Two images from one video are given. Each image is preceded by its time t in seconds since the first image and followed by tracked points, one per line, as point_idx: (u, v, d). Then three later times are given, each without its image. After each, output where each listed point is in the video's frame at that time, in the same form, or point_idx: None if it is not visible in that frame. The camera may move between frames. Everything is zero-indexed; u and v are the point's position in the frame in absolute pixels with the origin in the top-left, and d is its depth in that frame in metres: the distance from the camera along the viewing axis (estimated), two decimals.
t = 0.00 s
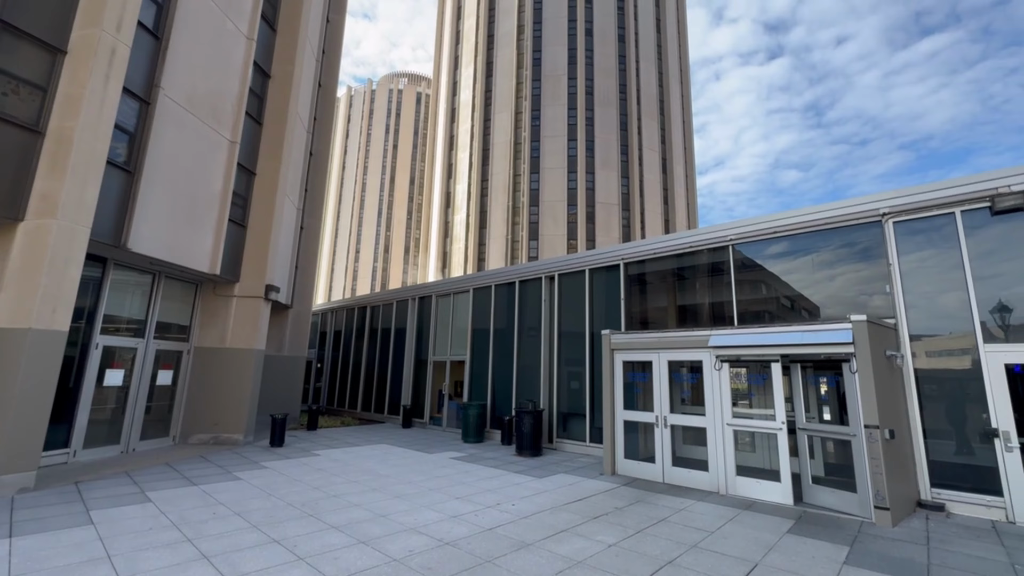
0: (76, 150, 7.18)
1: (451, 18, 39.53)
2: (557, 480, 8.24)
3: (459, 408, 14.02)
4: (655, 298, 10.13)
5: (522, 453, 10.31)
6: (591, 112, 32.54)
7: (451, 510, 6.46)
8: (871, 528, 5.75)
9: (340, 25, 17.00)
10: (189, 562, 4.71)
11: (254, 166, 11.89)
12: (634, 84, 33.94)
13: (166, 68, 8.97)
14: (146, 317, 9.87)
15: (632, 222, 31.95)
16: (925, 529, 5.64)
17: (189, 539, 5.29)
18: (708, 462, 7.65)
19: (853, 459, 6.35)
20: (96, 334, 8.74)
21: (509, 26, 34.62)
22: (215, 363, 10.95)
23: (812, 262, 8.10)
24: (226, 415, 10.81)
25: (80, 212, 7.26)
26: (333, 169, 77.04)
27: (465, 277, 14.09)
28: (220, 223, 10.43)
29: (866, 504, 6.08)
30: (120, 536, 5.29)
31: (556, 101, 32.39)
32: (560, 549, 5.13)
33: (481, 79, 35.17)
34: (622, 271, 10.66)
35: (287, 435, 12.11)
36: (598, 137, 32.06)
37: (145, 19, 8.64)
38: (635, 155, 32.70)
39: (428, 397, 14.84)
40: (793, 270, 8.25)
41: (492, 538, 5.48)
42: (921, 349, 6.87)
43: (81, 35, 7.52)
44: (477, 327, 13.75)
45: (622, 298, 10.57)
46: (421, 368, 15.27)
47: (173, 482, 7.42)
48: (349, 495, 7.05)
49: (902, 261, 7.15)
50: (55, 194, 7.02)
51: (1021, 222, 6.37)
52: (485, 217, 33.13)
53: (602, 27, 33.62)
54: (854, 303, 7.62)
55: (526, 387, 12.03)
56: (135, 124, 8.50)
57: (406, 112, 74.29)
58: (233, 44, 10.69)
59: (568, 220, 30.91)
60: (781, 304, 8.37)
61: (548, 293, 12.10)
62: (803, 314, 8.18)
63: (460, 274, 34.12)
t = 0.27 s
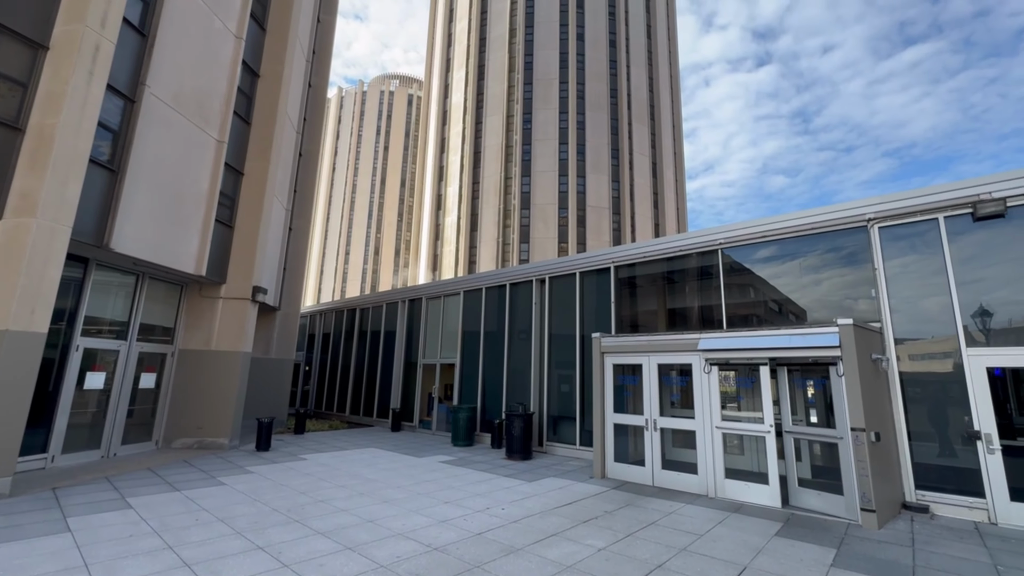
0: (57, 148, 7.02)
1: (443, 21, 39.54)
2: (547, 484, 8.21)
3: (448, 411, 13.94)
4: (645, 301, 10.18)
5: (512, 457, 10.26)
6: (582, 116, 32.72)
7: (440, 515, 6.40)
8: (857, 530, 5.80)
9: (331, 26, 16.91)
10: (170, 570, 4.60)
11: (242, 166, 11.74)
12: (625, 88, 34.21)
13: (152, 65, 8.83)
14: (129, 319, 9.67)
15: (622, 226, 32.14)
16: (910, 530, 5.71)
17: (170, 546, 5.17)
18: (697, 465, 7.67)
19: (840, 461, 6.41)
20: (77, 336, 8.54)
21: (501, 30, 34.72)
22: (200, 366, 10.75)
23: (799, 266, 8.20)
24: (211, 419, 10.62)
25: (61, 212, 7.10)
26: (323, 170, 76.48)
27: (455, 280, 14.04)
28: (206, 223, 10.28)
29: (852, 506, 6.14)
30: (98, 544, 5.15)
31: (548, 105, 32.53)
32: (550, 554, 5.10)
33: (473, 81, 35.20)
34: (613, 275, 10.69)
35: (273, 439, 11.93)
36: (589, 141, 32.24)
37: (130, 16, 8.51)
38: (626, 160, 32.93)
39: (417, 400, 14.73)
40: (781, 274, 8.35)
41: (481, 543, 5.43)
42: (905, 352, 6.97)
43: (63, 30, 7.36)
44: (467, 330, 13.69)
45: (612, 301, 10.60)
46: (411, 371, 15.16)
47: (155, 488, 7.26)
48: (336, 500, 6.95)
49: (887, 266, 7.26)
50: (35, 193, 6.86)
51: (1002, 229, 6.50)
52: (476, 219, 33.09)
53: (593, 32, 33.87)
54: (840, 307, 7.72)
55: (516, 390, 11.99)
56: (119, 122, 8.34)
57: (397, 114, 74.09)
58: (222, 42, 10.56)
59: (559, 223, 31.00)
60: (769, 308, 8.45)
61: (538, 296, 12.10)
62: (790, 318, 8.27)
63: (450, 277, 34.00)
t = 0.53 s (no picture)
0: (41, 149, 6.89)
1: (436, 25, 39.62)
2: (539, 489, 8.16)
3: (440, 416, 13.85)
4: (637, 305, 10.19)
5: (505, 462, 10.20)
6: (575, 121, 32.89)
7: (431, 522, 6.32)
8: (849, 534, 5.82)
9: (323, 29, 16.86)
10: None
11: (232, 168, 11.63)
12: (617, 94, 34.46)
13: (141, 67, 8.73)
14: (115, 323, 9.51)
15: (615, 230, 32.27)
16: (901, 534, 5.73)
17: (154, 556, 5.05)
18: (690, 470, 7.67)
19: (830, 465, 6.43)
20: (61, 341, 8.37)
21: (495, 35, 34.86)
22: (187, 371, 10.59)
23: (789, 271, 8.25)
24: (198, 425, 10.45)
25: (45, 214, 6.96)
26: (316, 173, 76.12)
27: (448, 284, 13.98)
28: (195, 226, 10.15)
29: (844, 509, 6.16)
30: (79, 554, 5.02)
31: (540, 110, 32.67)
32: (542, 561, 5.05)
33: (466, 86, 35.26)
34: (606, 279, 10.71)
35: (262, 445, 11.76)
36: (581, 146, 32.40)
37: (119, 17, 8.42)
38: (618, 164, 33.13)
39: (409, 405, 14.62)
40: (771, 278, 8.40)
41: (472, 550, 5.37)
42: (893, 356, 7.03)
43: (49, 30, 7.26)
44: (460, 334, 13.63)
45: (605, 305, 10.60)
46: (403, 376, 15.05)
47: (139, 496, 7.11)
48: (326, 508, 6.85)
49: (875, 270, 7.33)
50: (18, 194, 6.72)
51: (988, 234, 6.59)
52: (470, 223, 33.06)
53: (586, 38, 34.12)
54: (830, 311, 7.78)
55: (509, 394, 11.94)
56: (106, 123, 8.23)
57: (390, 118, 74.04)
58: (212, 44, 10.47)
59: (552, 227, 31.07)
60: (760, 312, 8.50)
61: (531, 300, 12.08)
62: (780, 323, 8.31)
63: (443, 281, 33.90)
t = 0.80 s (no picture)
0: (28, 153, 6.79)
1: (430, 31, 39.77)
2: (534, 496, 8.09)
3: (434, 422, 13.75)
4: (631, 310, 10.19)
5: (499, 468, 10.12)
6: (569, 127, 33.06)
7: (424, 530, 6.24)
8: (844, 539, 5.81)
9: (317, 34, 16.86)
10: None
11: (224, 173, 11.55)
12: (610, 100, 34.71)
13: (132, 70, 8.67)
14: (103, 329, 9.37)
15: (609, 235, 32.39)
16: (895, 539, 5.73)
17: (140, 568, 4.93)
18: (685, 475, 7.64)
19: (824, 469, 6.43)
20: (48, 347, 8.23)
21: (489, 41, 35.04)
22: (177, 378, 10.44)
23: (782, 276, 8.29)
24: (188, 432, 10.29)
25: (31, 219, 6.84)
26: (309, 178, 75.88)
27: (442, 289, 13.94)
28: (186, 231, 10.05)
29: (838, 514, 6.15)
30: (63, 567, 4.89)
31: (535, 116, 32.83)
32: (536, 569, 4.99)
33: (461, 92, 35.38)
34: (600, 283, 10.71)
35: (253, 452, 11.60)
36: (575, 152, 32.57)
37: (109, 20, 8.37)
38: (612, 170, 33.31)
39: (403, 411, 14.50)
40: (764, 283, 8.44)
41: (465, 559, 5.30)
42: (885, 360, 7.07)
43: (38, 33, 7.19)
44: (454, 340, 13.56)
45: (599, 310, 10.60)
46: (396, 382, 14.94)
47: (126, 505, 6.97)
48: (317, 516, 6.75)
49: (867, 275, 7.39)
50: (4, 199, 6.60)
51: (977, 239, 6.66)
52: (464, 228, 33.04)
53: (579, 45, 34.40)
54: (822, 316, 7.81)
55: (503, 400, 11.88)
56: (96, 127, 8.14)
57: (384, 123, 74.09)
58: (204, 48, 10.42)
59: (546, 232, 31.13)
60: (753, 317, 8.52)
61: (525, 305, 12.06)
62: (773, 327, 8.33)
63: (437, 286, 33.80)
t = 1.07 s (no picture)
0: (15, 158, 6.69)
1: (425, 38, 39.97)
2: (529, 503, 8.02)
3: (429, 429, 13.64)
4: (626, 315, 10.19)
5: (494, 475, 10.04)
6: (563, 133, 33.25)
7: (417, 540, 6.15)
8: (840, 545, 5.78)
9: (311, 41, 16.88)
10: None
11: (216, 178, 11.49)
12: (604, 107, 34.95)
13: (123, 76, 8.62)
14: (91, 337, 9.24)
15: (603, 240, 32.49)
16: (891, 544, 5.71)
17: None
18: (680, 481, 7.60)
19: (819, 475, 6.41)
20: (34, 356, 8.09)
21: (483, 48, 35.25)
22: (167, 386, 10.30)
23: (775, 281, 8.32)
24: (178, 441, 10.14)
25: (18, 225, 6.73)
26: (304, 184, 75.72)
27: (436, 294, 13.90)
28: (178, 238, 9.97)
29: (834, 520, 6.13)
30: None
31: (529, 122, 32.99)
32: None
33: (455, 98, 35.51)
34: (594, 289, 10.71)
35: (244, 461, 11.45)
36: (569, 158, 32.73)
37: (100, 26, 8.33)
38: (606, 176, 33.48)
39: (397, 418, 14.39)
40: (758, 288, 8.47)
41: (459, 568, 5.23)
42: (878, 364, 7.10)
43: (27, 38, 7.12)
44: (448, 346, 13.50)
45: (594, 315, 10.60)
46: (390, 389, 14.84)
47: (113, 517, 6.83)
48: (309, 526, 6.65)
49: (859, 280, 7.43)
50: None
51: (967, 244, 6.71)
52: (458, 234, 33.03)
53: (573, 52, 34.68)
54: (816, 321, 7.84)
55: (498, 406, 11.81)
56: (86, 132, 8.07)
57: (379, 129, 74.21)
58: (197, 54, 10.39)
59: (541, 238, 31.18)
60: (747, 322, 8.54)
61: (520, 311, 12.04)
62: (767, 332, 8.35)
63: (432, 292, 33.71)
